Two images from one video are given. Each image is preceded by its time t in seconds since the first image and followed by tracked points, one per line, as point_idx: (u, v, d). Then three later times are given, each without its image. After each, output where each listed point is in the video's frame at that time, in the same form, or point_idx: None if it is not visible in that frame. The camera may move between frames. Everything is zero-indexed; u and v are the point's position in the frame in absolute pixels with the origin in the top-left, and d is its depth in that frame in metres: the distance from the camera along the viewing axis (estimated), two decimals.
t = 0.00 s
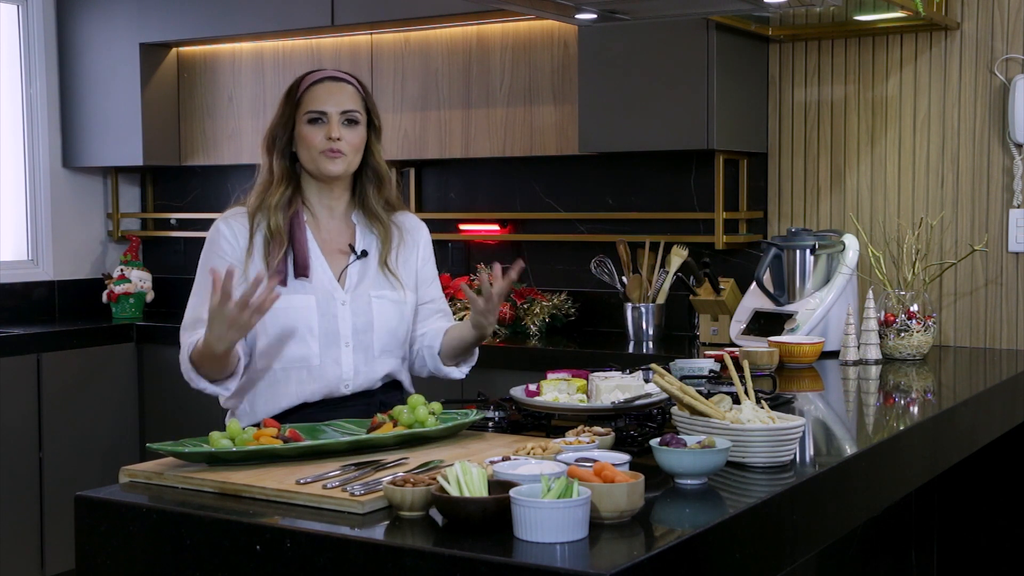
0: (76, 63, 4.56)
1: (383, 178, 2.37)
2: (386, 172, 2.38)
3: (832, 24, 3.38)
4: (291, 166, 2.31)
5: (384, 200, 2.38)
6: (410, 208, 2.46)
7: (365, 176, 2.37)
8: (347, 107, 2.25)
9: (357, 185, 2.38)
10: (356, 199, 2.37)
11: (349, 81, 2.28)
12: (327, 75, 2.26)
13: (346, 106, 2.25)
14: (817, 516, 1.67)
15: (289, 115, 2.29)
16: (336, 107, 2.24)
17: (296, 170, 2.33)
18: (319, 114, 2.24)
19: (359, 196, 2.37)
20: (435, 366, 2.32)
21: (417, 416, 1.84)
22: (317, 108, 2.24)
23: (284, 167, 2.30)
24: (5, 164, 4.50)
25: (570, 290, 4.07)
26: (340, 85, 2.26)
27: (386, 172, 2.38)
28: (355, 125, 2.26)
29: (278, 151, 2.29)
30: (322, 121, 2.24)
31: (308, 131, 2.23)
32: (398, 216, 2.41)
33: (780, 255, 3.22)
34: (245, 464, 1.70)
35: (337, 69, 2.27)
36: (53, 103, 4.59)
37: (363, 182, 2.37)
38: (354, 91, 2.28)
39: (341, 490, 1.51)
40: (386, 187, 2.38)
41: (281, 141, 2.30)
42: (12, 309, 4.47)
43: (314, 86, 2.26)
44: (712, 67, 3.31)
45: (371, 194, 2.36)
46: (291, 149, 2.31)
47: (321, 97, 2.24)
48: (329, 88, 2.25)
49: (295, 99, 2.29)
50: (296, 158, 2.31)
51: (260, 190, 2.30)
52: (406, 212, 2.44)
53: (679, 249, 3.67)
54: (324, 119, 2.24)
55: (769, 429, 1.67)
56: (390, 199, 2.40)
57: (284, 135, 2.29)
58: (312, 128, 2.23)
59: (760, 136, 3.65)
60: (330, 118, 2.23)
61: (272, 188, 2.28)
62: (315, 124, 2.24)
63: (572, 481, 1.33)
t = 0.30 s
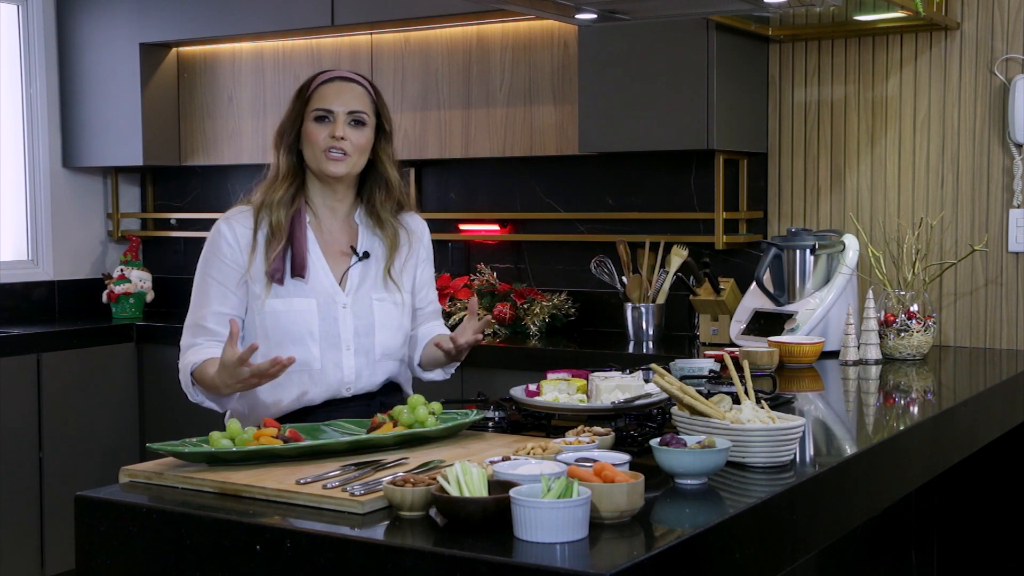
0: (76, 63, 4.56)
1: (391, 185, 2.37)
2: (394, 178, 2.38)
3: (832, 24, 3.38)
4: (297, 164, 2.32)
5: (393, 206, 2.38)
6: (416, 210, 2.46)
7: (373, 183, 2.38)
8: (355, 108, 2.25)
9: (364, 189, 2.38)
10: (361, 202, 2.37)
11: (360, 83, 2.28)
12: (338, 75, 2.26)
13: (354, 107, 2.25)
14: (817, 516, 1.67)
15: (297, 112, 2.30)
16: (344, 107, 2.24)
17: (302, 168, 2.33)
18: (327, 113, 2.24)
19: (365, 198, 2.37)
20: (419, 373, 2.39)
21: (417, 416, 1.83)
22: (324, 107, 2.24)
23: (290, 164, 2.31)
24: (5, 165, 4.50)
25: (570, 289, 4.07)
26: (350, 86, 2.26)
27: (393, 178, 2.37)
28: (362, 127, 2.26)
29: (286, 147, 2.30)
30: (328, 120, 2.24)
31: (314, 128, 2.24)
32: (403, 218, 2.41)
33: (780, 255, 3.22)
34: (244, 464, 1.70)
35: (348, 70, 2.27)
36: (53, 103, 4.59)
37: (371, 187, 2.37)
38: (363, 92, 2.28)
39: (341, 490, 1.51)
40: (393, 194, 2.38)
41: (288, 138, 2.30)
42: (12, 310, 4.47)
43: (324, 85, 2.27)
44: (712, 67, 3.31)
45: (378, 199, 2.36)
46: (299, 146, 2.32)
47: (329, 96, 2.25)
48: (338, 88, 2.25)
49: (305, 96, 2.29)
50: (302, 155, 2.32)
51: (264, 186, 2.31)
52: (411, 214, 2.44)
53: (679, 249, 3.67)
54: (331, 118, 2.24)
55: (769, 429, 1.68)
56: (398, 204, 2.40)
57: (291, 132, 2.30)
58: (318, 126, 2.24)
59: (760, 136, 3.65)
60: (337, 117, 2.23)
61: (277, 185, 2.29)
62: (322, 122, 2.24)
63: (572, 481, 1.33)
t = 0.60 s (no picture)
0: (76, 63, 4.56)
1: (391, 185, 2.36)
2: (395, 178, 2.37)
3: (833, 24, 3.38)
4: (299, 167, 2.31)
5: (393, 205, 2.38)
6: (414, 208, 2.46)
7: (373, 181, 2.36)
8: (360, 112, 2.24)
9: (365, 190, 2.38)
10: (362, 202, 2.37)
11: (363, 85, 2.28)
12: (341, 78, 2.25)
13: (358, 112, 2.24)
14: (817, 516, 1.67)
15: (300, 115, 2.28)
16: (348, 112, 2.23)
17: (304, 170, 2.32)
18: (332, 117, 2.23)
19: (366, 199, 2.37)
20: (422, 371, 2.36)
21: (417, 416, 1.83)
22: (329, 111, 2.23)
23: (292, 166, 2.29)
24: (5, 165, 4.50)
25: (570, 290, 4.07)
26: (352, 89, 2.25)
27: (394, 179, 2.37)
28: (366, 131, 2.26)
29: (288, 150, 2.29)
30: (333, 124, 2.23)
31: (319, 133, 2.23)
32: (403, 219, 2.40)
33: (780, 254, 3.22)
34: (244, 464, 1.70)
35: (351, 73, 2.26)
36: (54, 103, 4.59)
37: (372, 187, 2.36)
38: (365, 94, 2.27)
39: (341, 490, 1.51)
40: (393, 194, 2.37)
41: (290, 141, 2.29)
42: (13, 310, 4.47)
43: (327, 88, 2.25)
44: (712, 67, 3.31)
45: (378, 200, 2.36)
46: (301, 148, 2.30)
47: (333, 100, 2.24)
48: (342, 92, 2.25)
49: (306, 98, 2.27)
50: (304, 158, 2.31)
51: (267, 188, 2.30)
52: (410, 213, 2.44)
53: (679, 249, 3.67)
54: (336, 123, 2.23)
55: (769, 429, 1.68)
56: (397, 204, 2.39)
57: (293, 135, 2.28)
58: (323, 131, 2.23)
59: (760, 136, 3.65)
60: (342, 122, 2.23)
61: (280, 188, 2.28)
62: (327, 126, 2.23)
63: (572, 481, 1.33)
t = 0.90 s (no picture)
0: (76, 63, 4.56)
1: (393, 184, 2.36)
2: (398, 177, 2.36)
3: (832, 24, 3.38)
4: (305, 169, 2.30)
5: (395, 203, 2.37)
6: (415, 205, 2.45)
7: (376, 181, 2.36)
8: (366, 115, 2.24)
9: (367, 188, 2.37)
10: (365, 202, 2.36)
11: (367, 87, 2.27)
12: (347, 80, 2.25)
13: (364, 114, 2.24)
14: (817, 516, 1.67)
15: (305, 117, 2.26)
16: (356, 115, 2.23)
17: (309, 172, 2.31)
18: (339, 121, 2.22)
19: (369, 199, 2.36)
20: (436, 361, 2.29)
21: (417, 416, 1.84)
22: (336, 114, 2.22)
23: (300, 171, 2.28)
24: (5, 165, 4.50)
25: (570, 290, 4.07)
26: (357, 91, 2.25)
27: (398, 178, 2.36)
28: (372, 133, 2.26)
29: (293, 153, 2.27)
30: (341, 129, 2.22)
31: (326, 137, 2.22)
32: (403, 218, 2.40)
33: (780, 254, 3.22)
34: (244, 464, 1.70)
35: (356, 75, 2.26)
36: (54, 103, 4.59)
37: (375, 186, 2.36)
38: (369, 95, 2.27)
39: (341, 490, 1.51)
40: (396, 193, 2.37)
41: (297, 144, 2.27)
42: (13, 310, 4.47)
43: (333, 90, 2.24)
44: (712, 67, 3.31)
45: (381, 199, 2.35)
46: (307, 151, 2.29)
47: (340, 103, 2.23)
48: (347, 94, 2.24)
49: (311, 100, 2.26)
50: (309, 160, 2.30)
51: (273, 191, 2.28)
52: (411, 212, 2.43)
53: (679, 249, 3.67)
54: (343, 126, 2.22)
55: (769, 429, 1.67)
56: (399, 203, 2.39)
57: (299, 137, 2.26)
58: (330, 135, 2.22)
59: (760, 136, 3.65)
60: (350, 127, 2.22)
61: (285, 191, 2.27)
62: (334, 130, 2.23)
63: (572, 481, 1.33)
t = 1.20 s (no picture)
0: (76, 63, 4.56)
1: (394, 183, 2.37)
2: (398, 175, 2.37)
3: (832, 24, 3.38)
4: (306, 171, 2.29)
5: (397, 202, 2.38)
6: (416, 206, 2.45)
7: (376, 179, 2.36)
8: (366, 115, 2.23)
9: (368, 188, 2.37)
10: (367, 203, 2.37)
11: (366, 86, 2.27)
12: (346, 80, 2.24)
13: (365, 114, 2.24)
14: (817, 516, 1.67)
15: (305, 120, 2.26)
16: (355, 116, 2.22)
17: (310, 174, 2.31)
18: (340, 123, 2.22)
19: (371, 198, 2.37)
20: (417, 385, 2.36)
21: (417, 416, 1.84)
22: (336, 116, 2.22)
23: (301, 173, 2.27)
24: (5, 165, 4.50)
25: (570, 289, 4.07)
26: (357, 92, 2.25)
27: (398, 176, 2.37)
28: (373, 133, 2.25)
29: (295, 156, 2.27)
30: (341, 131, 2.22)
31: (327, 139, 2.22)
32: (405, 220, 2.40)
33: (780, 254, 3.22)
34: (244, 464, 1.70)
35: (354, 75, 2.25)
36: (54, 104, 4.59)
37: (377, 186, 2.36)
38: (369, 95, 2.27)
39: (341, 490, 1.51)
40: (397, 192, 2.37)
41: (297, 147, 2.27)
42: (13, 310, 4.47)
43: (332, 92, 2.24)
44: (712, 67, 3.31)
45: (383, 198, 2.36)
46: (307, 154, 2.28)
47: (339, 105, 2.22)
48: (347, 95, 2.23)
49: (311, 102, 2.26)
50: (311, 162, 2.29)
51: (275, 194, 2.27)
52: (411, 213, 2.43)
53: (679, 249, 3.67)
54: (344, 128, 2.22)
55: (769, 429, 1.68)
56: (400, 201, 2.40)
57: (300, 140, 2.26)
58: (332, 136, 2.22)
59: (760, 136, 3.65)
60: (351, 128, 2.22)
61: (288, 194, 2.26)
62: (335, 132, 2.22)
63: (572, 481, 1.33)
